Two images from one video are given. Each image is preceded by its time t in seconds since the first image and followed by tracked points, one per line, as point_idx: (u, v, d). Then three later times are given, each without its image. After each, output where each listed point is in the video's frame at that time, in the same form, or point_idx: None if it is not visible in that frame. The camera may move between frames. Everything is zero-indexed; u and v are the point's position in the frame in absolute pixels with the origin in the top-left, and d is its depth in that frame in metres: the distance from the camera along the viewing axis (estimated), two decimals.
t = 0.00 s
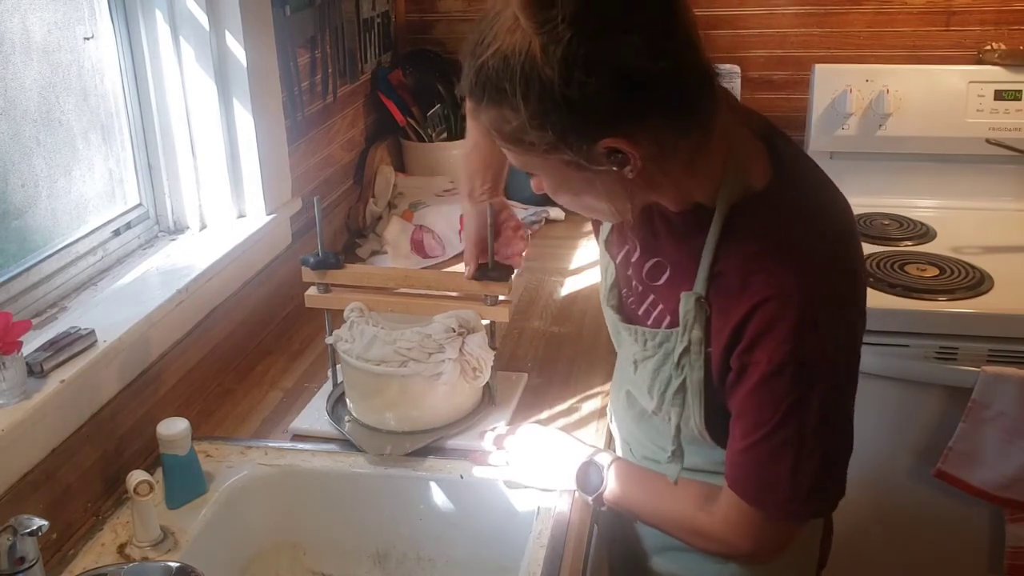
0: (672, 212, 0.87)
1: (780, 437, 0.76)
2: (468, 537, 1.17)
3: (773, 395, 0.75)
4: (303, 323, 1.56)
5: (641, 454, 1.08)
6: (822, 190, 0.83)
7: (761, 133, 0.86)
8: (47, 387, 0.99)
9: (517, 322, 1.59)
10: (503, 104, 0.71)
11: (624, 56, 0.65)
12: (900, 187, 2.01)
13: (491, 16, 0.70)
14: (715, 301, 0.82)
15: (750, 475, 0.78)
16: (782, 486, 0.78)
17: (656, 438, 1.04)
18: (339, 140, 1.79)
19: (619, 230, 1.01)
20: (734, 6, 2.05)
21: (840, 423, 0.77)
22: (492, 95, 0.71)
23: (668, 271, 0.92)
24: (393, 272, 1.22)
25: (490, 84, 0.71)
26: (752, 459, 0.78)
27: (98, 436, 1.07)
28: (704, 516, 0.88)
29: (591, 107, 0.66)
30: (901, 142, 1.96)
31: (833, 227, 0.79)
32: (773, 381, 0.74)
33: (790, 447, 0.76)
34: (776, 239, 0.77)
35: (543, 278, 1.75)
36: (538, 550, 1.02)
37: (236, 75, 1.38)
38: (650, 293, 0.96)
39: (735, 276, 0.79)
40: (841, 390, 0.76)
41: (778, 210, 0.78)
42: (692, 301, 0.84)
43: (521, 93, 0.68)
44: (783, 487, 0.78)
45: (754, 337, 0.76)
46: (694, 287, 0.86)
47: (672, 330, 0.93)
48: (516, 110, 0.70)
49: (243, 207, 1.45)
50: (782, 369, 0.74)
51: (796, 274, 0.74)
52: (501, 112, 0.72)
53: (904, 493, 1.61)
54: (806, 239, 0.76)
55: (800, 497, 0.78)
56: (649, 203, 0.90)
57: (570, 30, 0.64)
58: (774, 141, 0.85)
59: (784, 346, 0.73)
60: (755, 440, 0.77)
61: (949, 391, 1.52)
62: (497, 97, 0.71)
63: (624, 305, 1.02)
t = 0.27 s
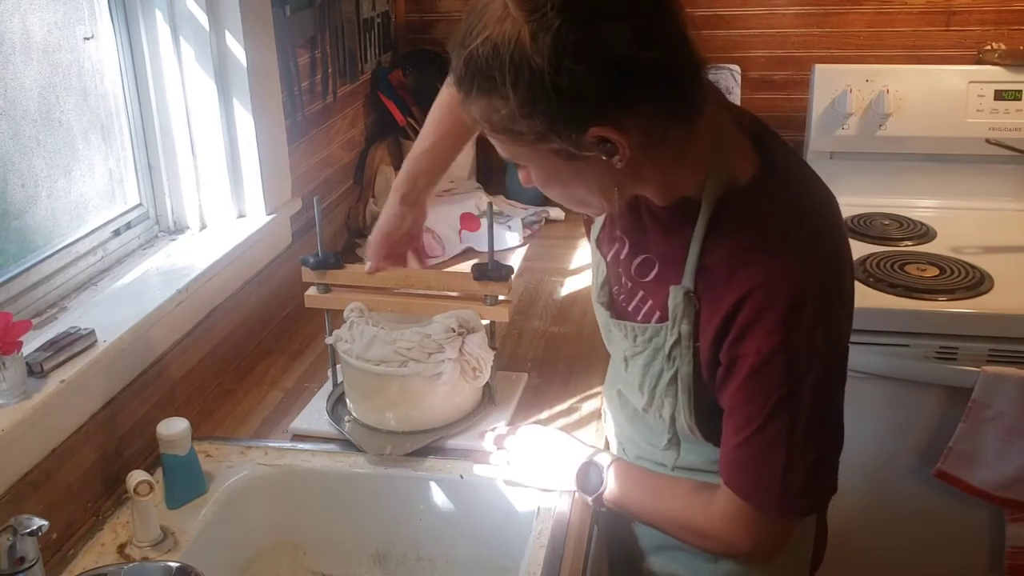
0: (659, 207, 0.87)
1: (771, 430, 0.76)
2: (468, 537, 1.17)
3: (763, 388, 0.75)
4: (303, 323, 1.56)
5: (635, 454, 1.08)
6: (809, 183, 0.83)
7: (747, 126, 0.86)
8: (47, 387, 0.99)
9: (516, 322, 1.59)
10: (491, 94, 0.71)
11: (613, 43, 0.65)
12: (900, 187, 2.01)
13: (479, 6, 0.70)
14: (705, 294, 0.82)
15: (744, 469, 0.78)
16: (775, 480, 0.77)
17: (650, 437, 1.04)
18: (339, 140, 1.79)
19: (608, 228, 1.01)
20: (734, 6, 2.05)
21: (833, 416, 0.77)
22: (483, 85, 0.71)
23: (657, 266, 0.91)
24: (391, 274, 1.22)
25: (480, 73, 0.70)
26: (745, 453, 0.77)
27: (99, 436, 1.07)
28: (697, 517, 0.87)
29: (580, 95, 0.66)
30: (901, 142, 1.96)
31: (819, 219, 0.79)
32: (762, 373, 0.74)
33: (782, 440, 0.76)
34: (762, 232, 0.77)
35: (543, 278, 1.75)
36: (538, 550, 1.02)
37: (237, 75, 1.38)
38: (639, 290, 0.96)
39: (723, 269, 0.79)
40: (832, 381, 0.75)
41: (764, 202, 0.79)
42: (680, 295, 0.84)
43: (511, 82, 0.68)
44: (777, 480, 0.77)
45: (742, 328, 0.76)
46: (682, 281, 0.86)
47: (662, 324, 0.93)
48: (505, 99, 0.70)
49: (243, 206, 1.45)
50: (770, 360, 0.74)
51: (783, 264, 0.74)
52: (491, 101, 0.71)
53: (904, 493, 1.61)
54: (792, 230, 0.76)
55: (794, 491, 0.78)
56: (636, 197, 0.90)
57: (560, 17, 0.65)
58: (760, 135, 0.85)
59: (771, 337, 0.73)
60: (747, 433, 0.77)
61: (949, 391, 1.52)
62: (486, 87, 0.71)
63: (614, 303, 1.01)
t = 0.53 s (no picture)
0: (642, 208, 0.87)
1: (755, 428, 0.76)
2: (468, 537, 1.17)
3: (745, 386, 0.75)
4: (303, 323, 1.56)
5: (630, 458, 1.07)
6: (787, 178, 0.83)
7: (724, 123, 0.86)
8: (47, 387, 0.99)
9: (516, 322, 1.59)
10: (476, 99, 0.70)
11: (598, 42, 0.65)
12: (900, 187, 2.01)
13: (455, 14, 0.70)
14: (685, 294, 0.82)
15: (732, 469, 0.78)
16: (763, 479, 0.77)
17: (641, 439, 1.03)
18: (339, 140, 1.79)
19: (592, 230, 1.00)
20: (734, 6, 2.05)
21: (818, 412, 0.77)
22: (465, 90, 0.70)
23: (641, 266, 0.91)
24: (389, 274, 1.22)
25: (462, 78, 0.70)
26: (731, 452, 0.77)
27: (99, 436, 1.07)
28: (695, 517, 0.88)
29: (567, 95, 0.66)
30: (901, 142, 1.96)
31: (795, 214, 0.79)
32: (744, 371, 0.74)
33: (767, 437, 0.76)
34: (741, 228, 0.77)
35: (544, 278, 1.75)
36: (538, 550, 1.02)
37: (236, 75, 1.38)
38: (623, 289, 0.96)
39: (702, 267, 0.79)
40: (812, 377, 0.75)
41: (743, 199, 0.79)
42: (660, 293, 0.84)
43: (496, 86, 0.68)
44: (765, 478, 0.77)
45: (722, 327, 0.76)
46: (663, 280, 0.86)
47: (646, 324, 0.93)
48: (490, 104, 0.69)
49: (243, 207, 1.45)
50: (751, 358, 0.74)
51: (759, 261, 0.75)
52: (474, 106, 0.71)
53: (904, 493, 1.61)
54: (767, 226, 0.76)
55: (782, 489, 0.77)
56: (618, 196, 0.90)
57: (544, 18, 0.65)
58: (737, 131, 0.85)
59: (751, 334, 0.73)
60: (732, 431, 0.77)
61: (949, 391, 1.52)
62: (470, 93, 0.70)
63: (601, 305, 1.01)
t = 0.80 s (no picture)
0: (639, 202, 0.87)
1: (749, 423, 0.75)
2: (468, 537, 1.17)
3: (738, 382, 0.74)
4: (303, 323, 1.56)
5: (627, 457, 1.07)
6: (784, 174, 0.83)
7: (723, 118, 0.86)
8: (47, 387, 0.99)
9: (516, 322, 1.59)
10: (472, 91, 0.70)
11: (594, 37, 0.65)
12: (900, 187, 2.01)
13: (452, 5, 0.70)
14: (682, 288, 0.82)
15: (726, 465, 0.78)
16: (756, 475, 0.77)
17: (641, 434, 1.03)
18: (339, 140, 1.79)
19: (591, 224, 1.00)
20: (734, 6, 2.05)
21: (812, 409, 0.76)
22: (461, 82, 0.70)
23: (638, 260, 0.91)
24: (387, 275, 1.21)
25: (458, 71, 0.70)
26: (725, 447, 0.78)
27: (99, 436, 1.07)
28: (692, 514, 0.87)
29: (562, 88, 0.66)
30: (901, 142, 1.96)
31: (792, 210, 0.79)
32: (737, 367, 0.74)
33: (761, 434, 0.75)
34: (737, 224, 0.77)
35: (543, 278, 1.75)
36: (538, 551, 1.02)
37: (236, 75, 1.38)
38: (620, 284, 0.96)
39: (698, 262, 0.79)
40: (807, 373, 0.75)
41: (740, 195, 0.79)
42: (657, 288, 0.84)
43: (492, 79, 0.68)
44: (759, 473, 0.77)
45: (717, 321, 0.76)
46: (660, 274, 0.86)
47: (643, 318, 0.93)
48: (486, 96, 0.69)
49: (243, 207, 1.45)
50: (744, 354, 0.74)
51: (754, 256, 0.74)
52: (471, 99, 0.71)
53: (904, 493, 1.61)
54: (763, 222, 0.76)
55: (775, 486, 0.77)
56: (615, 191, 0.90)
57: (539, 10, 0.65)
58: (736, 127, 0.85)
59: (744, 330, 0.73)
60: (727, 426, 0.77)
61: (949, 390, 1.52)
62: (466, 84, 0.70)
63: (600, 300, 1.00)
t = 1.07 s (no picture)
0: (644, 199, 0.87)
1: (752, 419, 0.75)
2: (469, 537, 1.17)
3: (741, 377, 0.74)
4: (304, 323, 1.56)
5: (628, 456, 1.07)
6: (788, 175, 0.83)
7: (728, 118, 0.86)
8: (47, 387, 0.99)
9: (516, 322, 1.59)
10: (472, 88, 0.70)
11: (594, 39, 0.65)
12: (901, 187, 2.01)
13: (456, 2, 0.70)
14: (686, 286, 0.81)
15: (729, 461, 0.78)
16: (757, 471, 0.77)
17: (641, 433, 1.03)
18: (339, 140, 1.79)
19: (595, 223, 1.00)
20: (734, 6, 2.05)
21: (814, 406, 0.76)
22: (462, 78, 0.70)
23: (643, 259, 0.91)
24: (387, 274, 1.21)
25: (459, 67, 0.70)
26: (727, 443, 0.77)
27: (99, 436, 1.07)
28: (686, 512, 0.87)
29: (561, 89, 0.66)
30: (901, 142, 1.96)
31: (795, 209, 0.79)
32: (740, 363, 0.74)
33: (764, 430, 0.75)
34: (742, 222, 0.77)
35: (544, 278, 1.75)
36: (538, 551, 1.02)
37: (236, 75, 1.38)
38: (625, 282, 0.96)
39: (703, 260, 0.79)
40: (810, 368, 0.75)
41: (744, 194, 0.79)
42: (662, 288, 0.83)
43: (491, 77, 0.68)
44: (761, 470, 0.77)
45: (722, 318, 0.75)
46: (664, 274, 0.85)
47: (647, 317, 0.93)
48: (486, 93, 0.69)
49: (243, 207, 1.45)
50: (748, 349, 0.73)
51: (759, 253, 0.75)
52: (471, 94, 0.71)
53: (904, 493, 1.61)
54: (767, 219, 0.77)
55: (777, 482, 0.77)
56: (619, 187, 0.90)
57: (538, 11, 0.64)
58: (740, 127, 0.85)
59: (749, 326, 0.73)
60: (730, 422, 0.76)
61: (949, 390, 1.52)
62: (466, 82, 0.70)
63: (604, 298, 1.00)
